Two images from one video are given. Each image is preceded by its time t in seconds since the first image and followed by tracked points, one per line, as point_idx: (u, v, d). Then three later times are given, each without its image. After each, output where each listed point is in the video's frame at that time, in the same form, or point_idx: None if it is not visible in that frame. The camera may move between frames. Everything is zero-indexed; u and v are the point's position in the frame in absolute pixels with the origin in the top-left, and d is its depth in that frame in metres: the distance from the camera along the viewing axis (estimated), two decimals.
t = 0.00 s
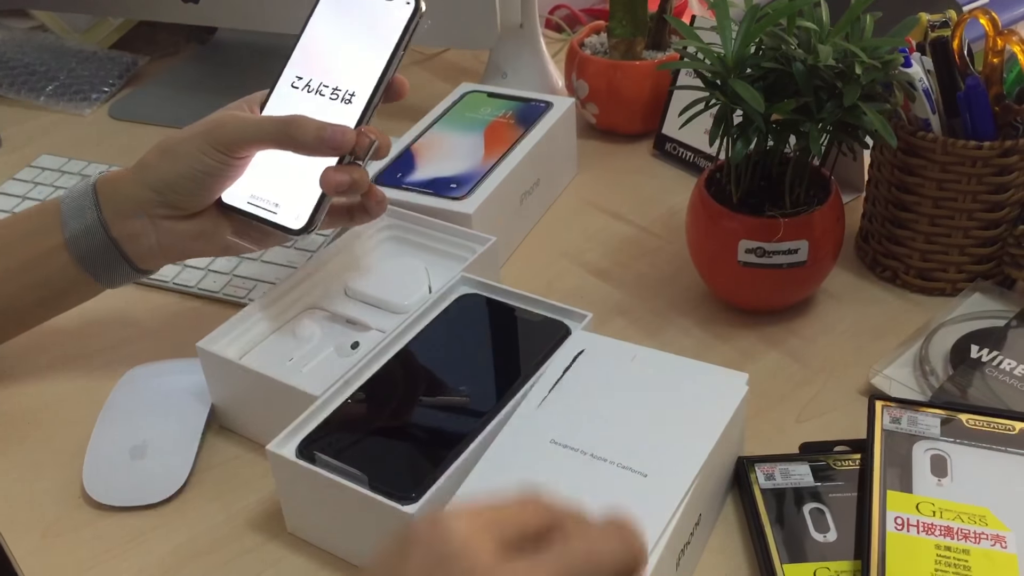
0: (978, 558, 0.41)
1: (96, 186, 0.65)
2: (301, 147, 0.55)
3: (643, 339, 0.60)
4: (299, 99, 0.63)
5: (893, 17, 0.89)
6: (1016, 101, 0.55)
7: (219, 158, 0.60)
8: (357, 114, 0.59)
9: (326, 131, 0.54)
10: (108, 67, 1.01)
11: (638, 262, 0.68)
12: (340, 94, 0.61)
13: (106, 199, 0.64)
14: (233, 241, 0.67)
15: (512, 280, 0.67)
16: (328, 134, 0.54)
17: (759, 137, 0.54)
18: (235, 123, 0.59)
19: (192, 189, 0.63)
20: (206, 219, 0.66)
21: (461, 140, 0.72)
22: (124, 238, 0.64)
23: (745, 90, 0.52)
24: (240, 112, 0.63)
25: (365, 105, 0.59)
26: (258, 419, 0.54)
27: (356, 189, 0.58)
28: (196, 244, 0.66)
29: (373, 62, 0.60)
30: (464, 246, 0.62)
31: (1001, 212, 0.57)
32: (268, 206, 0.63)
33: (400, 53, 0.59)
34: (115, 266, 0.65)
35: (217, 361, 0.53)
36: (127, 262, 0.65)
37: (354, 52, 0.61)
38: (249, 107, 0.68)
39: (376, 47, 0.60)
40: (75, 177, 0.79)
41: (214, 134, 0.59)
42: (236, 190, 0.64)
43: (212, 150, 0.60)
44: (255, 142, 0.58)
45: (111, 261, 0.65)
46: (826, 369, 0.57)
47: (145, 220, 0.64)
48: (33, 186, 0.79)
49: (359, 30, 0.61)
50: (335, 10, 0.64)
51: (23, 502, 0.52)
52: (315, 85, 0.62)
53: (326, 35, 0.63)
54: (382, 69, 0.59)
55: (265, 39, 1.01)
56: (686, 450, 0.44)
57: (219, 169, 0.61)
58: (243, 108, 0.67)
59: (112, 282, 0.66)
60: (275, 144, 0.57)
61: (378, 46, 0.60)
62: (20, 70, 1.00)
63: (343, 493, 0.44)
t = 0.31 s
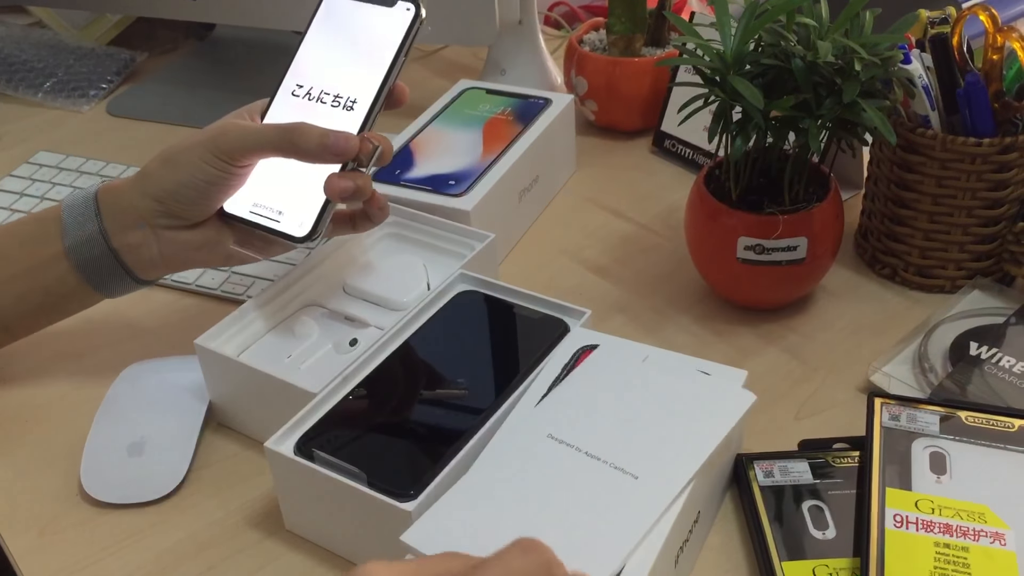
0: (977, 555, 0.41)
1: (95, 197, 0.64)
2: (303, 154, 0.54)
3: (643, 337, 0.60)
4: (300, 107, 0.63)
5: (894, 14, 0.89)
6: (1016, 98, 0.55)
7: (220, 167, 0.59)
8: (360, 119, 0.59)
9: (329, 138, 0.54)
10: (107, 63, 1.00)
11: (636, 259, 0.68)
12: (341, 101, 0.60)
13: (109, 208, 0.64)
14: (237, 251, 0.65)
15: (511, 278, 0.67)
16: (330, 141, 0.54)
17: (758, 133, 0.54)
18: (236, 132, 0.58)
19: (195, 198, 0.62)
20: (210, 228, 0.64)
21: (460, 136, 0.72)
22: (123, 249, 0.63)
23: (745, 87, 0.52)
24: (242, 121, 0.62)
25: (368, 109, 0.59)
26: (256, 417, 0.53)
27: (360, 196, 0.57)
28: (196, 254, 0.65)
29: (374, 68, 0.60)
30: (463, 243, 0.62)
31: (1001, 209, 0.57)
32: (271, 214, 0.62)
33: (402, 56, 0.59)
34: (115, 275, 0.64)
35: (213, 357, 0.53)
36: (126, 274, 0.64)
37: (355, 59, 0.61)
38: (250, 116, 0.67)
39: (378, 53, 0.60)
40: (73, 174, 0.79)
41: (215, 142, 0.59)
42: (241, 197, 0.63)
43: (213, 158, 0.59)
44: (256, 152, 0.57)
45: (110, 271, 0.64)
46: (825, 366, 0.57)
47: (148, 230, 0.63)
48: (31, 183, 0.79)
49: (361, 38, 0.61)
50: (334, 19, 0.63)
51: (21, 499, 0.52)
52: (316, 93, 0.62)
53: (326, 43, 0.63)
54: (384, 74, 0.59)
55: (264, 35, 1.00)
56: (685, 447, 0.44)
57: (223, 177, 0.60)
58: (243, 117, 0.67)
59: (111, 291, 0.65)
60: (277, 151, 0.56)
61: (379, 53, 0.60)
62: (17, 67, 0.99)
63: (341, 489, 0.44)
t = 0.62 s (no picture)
0: (978, 554, 0.41)
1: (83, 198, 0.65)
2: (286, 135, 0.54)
3: (643, 334, 0.60)
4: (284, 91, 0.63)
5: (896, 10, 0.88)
6: (1018, 95, 0.55)
7: (204, 159, 0.61)
8: (339, 96, 0.58)
9: (307, 117, 0.54)
10: (106, 59, 1.00)
11: (636, 256, 0.68)
12: (321, 80, 0.60)
13: (99, 208, 0.65)
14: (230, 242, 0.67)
15: (511, 275, 0.67)
16: (309, 120, 0.54)
17: (759, 130, 0.54)
18: (214, 122, 0.59)
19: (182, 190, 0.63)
20: (200, 222, 0.67)
21: (460, 133, 0.71)
22: (115, 248, 0.65)
23: (745, 83, 0.51)
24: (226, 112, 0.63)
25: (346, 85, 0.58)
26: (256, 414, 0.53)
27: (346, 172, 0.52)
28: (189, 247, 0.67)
29: (350, 43, 0.59)
30: (463, 239, 0.62)
31: (1002, 206, 0.57)
32: (259, 201, 0.63)
33: (375, 28, 0.58)
34: (106, 275, 0.65)
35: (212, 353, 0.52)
36: (118, 273, 0.65)
37: (331, 38, 0.60)
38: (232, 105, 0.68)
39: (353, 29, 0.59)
40: (72, 169, 0.79)
41: (195, 135, 0.60)
42: (227, 189, 0.64)
43: (195, 151, 0.60)
44: (238, 139, 0.58)
45: (103, 271, 0.65)
46: (826, 363, 0.57)
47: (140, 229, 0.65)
48: (30, 179, 0.79)
49: (337, 14, 0.61)
50: None
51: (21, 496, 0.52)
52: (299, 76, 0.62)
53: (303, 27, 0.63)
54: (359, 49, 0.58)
55: (264, 31, 1.00)
56: (686, 445, 0.43)
57: (207, 168, 0.62)
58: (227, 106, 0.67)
59: (104, 292, 0.66)
60: (259, 136, 0.57)
61: (352, 29, 0.59)
62: (16, 63, 0.99)
63: (340, 487, 0.44)
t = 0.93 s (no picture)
0: (981, 552, 0.41)
1: (81, 190, 0.64)
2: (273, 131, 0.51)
3: (645, 331, 0.60)
4: (269, 80, 0.62)
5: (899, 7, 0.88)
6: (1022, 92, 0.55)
7: (195, 153, 0.58)
8: (328, 87, 0.59)
9: (296, 111, 0.50)
10: (106, 54, 1.00)
11: (638, 252, 0.67)
12: (309, 70, 0.60)
13: (93, 203, 0.63)
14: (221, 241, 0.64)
15: (512, 271, 0.67)
16: (297, 113, 0.49)
17: (763, 126, 0.54)
18: (205, 115, 0.56)
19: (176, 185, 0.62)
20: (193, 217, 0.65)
21: (461, 129, 0.71)
22: (109, 243, 0.63)
23: (748, 79, 0.51)
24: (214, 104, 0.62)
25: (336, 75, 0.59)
26: (257, 411, 0.53)
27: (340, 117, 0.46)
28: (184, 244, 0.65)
29: (338, 33, 0.60)
30: (465, 236, 0.62)
31: (1005, 203, 0.57)
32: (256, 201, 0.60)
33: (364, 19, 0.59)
34: (102, 270, 0.64)
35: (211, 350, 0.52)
36: (114, 268, 0.64)
37: (319, 29, 0.61)
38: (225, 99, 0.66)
39: (340, 18, 0.60)
40: (73, 165, 0.78)
41: (186, 128, 0.58)
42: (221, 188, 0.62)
43: (187, 145, 0.58)
44: (224, 136, 0.55)
45: (98, 266, 0.64)
46: (828, 360, 0.56)
47: (131, 224, 0.63)
48: (30, 174, 0.78)
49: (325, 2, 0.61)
50: None
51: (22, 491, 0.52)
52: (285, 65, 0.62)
53: (289, 17, 0.63)
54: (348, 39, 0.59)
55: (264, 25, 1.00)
56: (688, 443, 0.43)
57: (199, 164, 0.60)
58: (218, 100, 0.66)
59: (100, 287, 0.65)
60: (248, 131, 0.53)
61: (341, 20, 0.60)
62: (16, 58, 0.99)
63: (341, 484, 0.43)
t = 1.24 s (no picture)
0: (986, 550, 0.41)
1: (75, 184, 0.63)
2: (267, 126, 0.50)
3: (647, 327, 0.60)
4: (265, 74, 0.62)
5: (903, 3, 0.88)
6: None
7: (189, 149, 0.58)
8: (323, 78, 0.58)
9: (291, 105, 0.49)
10: (106, 48, 0.99)
11: (640, 248, 0.67)
12: (304, 61, 0.60)
13: (88, 197, 0.62)
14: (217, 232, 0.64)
15: (514, 267, 0.66)
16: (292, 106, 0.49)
17: (766, 122, 0.53)
18: (198, 111, 0.55)
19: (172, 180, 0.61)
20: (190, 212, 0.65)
21: (462, 124, 0.71)
22: (105, 238, 0.63)
23: (752, 74, 0.51)
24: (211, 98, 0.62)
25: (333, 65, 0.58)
26: (259, 408, 0.53)
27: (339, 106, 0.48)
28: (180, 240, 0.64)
29: (333, 24, 0.59)
30: (467, 232, 0.62)
31: (1010, 200, 0.57)
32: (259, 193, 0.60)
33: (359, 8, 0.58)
34: (97, 264, 0.64)
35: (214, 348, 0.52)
36: (110, 263, 0.64)
37: (312, 20, 0.60)
38: (218, 91, 0.64)
39: (335, 8, 0.59)
40: (72, 159, 0.78)
41: (180, 124, 0.57)
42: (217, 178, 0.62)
43: (180, 141, 0.57)
44: (219, 132, 0.54)
45: (94, 261, 0.64)
46: (831, 357, 0.56)
47: (128, 219, 0.63)
48: (30, 168, 0.78)
49: None
50: None
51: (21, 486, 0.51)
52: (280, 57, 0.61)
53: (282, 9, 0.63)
54: (342, 29, 0.58)
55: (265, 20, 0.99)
56: (691, 440, 0.43)
57: (193, 159, 0.59)
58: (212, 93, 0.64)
59: (95, 281, 0.65)
60: (243, 128, 0.52)
61: (334, 12, 0.59)
62: (17, 52, 0.98)
63: (343, 480, 0.43)
